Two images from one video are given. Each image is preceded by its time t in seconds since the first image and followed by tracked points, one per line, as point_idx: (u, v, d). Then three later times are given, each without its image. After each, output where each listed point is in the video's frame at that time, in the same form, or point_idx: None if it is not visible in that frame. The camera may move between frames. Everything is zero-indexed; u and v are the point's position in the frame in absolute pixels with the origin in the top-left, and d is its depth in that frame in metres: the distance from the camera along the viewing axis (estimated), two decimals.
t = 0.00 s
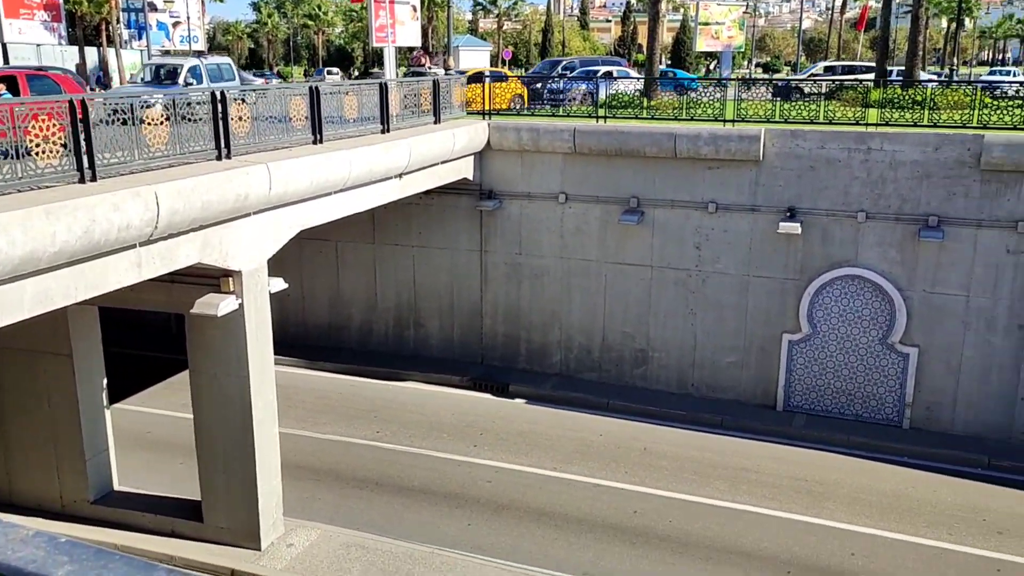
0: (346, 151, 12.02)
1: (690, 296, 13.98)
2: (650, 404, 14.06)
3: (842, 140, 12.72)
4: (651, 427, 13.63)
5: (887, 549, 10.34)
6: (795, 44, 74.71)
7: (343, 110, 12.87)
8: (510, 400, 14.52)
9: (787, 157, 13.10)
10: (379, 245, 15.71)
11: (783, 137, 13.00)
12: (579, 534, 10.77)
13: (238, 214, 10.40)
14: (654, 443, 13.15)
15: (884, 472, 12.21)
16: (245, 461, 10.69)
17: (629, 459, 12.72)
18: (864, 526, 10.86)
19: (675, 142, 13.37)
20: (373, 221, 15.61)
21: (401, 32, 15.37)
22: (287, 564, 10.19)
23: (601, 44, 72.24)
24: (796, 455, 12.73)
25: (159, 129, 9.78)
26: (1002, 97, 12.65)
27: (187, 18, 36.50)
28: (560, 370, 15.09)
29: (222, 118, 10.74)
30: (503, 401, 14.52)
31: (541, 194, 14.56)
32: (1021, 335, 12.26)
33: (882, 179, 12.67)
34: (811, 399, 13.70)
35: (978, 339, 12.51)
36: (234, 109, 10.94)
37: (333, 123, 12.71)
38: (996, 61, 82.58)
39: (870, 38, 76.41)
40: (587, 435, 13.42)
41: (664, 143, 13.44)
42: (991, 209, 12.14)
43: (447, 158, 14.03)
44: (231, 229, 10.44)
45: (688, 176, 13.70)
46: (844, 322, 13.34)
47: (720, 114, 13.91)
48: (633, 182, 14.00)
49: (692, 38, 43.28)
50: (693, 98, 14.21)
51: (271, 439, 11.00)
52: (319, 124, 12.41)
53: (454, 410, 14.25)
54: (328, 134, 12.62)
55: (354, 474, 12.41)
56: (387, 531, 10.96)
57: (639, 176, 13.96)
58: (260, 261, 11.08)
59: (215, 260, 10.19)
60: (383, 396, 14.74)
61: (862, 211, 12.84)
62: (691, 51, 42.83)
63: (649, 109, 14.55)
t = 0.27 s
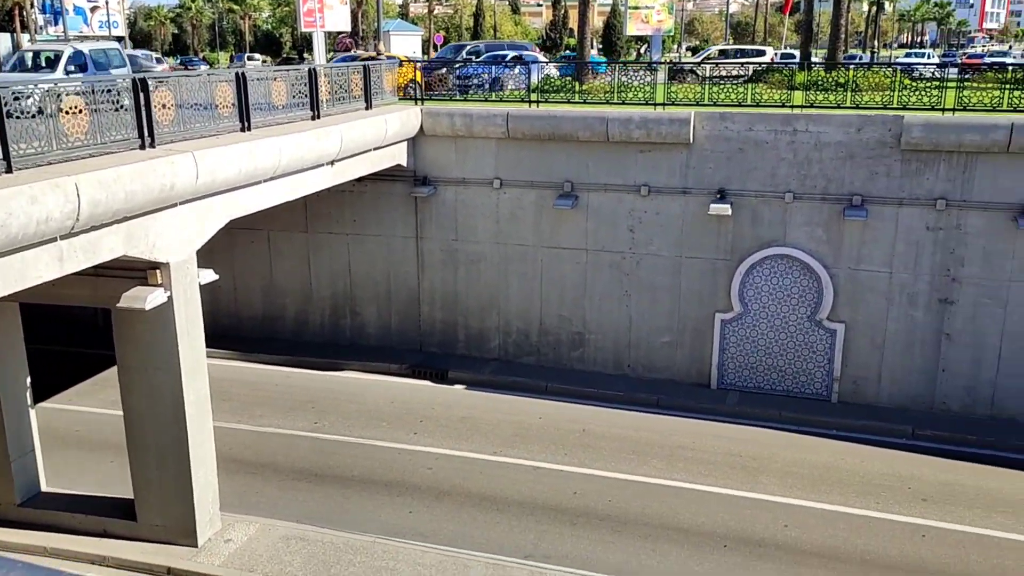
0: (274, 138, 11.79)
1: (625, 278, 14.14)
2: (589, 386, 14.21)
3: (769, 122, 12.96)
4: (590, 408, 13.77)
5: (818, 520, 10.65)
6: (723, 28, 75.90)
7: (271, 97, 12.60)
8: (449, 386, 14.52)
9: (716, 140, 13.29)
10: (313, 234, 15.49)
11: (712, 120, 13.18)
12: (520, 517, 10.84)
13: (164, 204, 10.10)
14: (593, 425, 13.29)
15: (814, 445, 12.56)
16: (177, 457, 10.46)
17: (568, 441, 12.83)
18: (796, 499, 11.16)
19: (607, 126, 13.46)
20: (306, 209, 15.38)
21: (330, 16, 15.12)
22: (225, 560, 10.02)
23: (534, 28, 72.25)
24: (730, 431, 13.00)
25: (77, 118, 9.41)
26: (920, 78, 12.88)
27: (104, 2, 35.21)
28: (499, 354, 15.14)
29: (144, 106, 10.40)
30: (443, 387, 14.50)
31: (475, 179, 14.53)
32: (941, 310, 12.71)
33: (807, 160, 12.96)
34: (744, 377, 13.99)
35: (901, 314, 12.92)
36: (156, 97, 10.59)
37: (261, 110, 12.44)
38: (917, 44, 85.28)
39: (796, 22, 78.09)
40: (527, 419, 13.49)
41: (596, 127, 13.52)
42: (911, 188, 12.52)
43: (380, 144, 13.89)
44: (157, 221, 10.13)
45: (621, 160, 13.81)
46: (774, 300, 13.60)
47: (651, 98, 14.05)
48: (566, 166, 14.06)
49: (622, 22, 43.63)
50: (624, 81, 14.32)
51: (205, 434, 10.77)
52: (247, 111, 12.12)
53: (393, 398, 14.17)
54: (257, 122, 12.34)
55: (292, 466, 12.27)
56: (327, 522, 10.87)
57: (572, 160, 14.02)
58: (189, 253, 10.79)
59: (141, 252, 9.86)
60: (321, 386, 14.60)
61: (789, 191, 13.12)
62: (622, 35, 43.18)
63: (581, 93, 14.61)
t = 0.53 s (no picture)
0: (179, 128, 11.39)
1: (544, 264, 14.23)
2: (511, 372, 14.29)
3: (679, 107, 13.18)
4: (513, 395, 13.85)
5: (737, 494, 10.97)
6: (632, 13, 76.87)
7: (175, 88, 12.15)
8: (371, 378, 14.40)
9: (629, 125, 13.45)
10: (226, 227, 15.11)
11: (625, 106, 13.33)
12: (445, 506, 10.83)
13: (64, 200, 9.59)
14: (517, 411, 13.36)
15: (731, 421, 12.92)
16: (86, 464, 10.04)
17: (492, 428, 12.88)
18: (716, 475, 11.47)
19: (522, 113, 13.47)
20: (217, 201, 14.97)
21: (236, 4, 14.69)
22: (141, 566, 9.70)
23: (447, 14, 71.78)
24: (650, 411, 13.26)
25: None
26: (822, 62, 13.23)
27: None
28: (421, 344, 15.09)
29: (38, 97, 9.80)
30: (365, 379, 14.36)
31: (391, 168, 14.38)
32: (846, 286, 13.20)
33: (717, 144, 13.23)
34: (662, 357, 14.27)
35: (809, 291, 13.38)
36: (51, 87, 10.00)
37: (164, 101, 11.96)
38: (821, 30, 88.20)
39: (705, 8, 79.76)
40: (450, 408, 13.47)
41: (511, 114, 13.53)
42: (816, 169, 12.92)
43: (291, 134, 13.62)
44: (57, 218, 9.63)
45: (536, 146, 13.85)
46: (689, 281, 13.89)
47: (564, 84, 14.12)
48: (482, 153, 14.03)
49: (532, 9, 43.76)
50: (537, 68, 14.34)
51: (117, 437, 10.36)
52: (149, 102, 11.64)
53: (314, 393, 13.96)
54: (160, 113, 11.87)
55: (210, 466, 11.96)
56: (247, 521, 10.64)
57: (488, 148, 14.00)
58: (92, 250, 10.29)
59: (40, 251, 9.32)
60: (239, 384, 14.27)
61: (701, 174, 13.39)
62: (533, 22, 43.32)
63: (495, 80, 14.57)
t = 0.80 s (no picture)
0: (59, 126, 10.66)
1: (449, 256, 14.17)
2: (420, 366, 14.21)
3: (578, 97, 13.30)
4: (422, 388, 13.76)
5: (646, 476, 11.21)
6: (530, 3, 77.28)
7: (54, 81, 11.31)
8: (276, 378, 14.07)
9: (529, 116, 13.49)
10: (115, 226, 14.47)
11: (525, 97, 13.36)
12: (357, 504, 10.66)
13: None
14: (428, 405, 13.28)
15: (639, 404, 13.18)
16: None
17: (402, 423, 12.76)
18: (625, 458, 11.69)
19: (422, 104, 13.34)
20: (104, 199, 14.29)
21: None
22: None
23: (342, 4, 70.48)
24: (559, 398, 13.41)
25: None
26: (714, 52, 13.58)
27: None
28: (327, 341, 14.83)
29: None
30: (270, 380, 14.02)
31: (289, 162, 14.04)
32: (743, 269, 13.64)
33: (616, 133, 13.42)
34: (569, 345, 14.44)
35: (708, 275, 13.76)
36: None
37: (42, 95, 11.07)
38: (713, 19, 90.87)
39: None
40: (359, 405, 13.28)
41: (411, 106, 13.37)
42: (711, 156, 13.28)
43: (182, 129, 13.09)
44: None
45: (437, 138, 13.76)
46: (593, 269, 14.07)
47: (463, 75, 14.05)
48: (383, 146, 13.85)
49: None
50: (435, 59, 14.22)
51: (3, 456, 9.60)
52: (26, 97, 10.75)
53: (216, 396, 13.52)
54: (37, 108, 10.99)
55: (106, 477, 11.40)
56: (148, 532, 10.16)
57: (389, 140, 13.83)
58: None
59: None
60: (135, 390, 13.68)
61: (601, 163, 13.56)
62: (427, 12, 43.05)
63: (393, 71, 14.37)
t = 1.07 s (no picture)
0: None
1: (344, 257, 13.88)
2: (319, 370, 13.87)
3: (469, 92, 13.22)
4: (322, 392, 13.43)
5: (551, 468, 11.25)
6: None
7: None
8: (165, 390, 13.48)
9: (421, 111, 13.32)
10: None
11: (416, 92, 13.19)
12: (257, 514, 10.27)
13: None
14: (328, 409, 12.96)
15: (542, 397, 13.23)
16: None
17: (302, 429, 12.41)
18: (530, 451, 11.70)
19: (310, 101, 12.99)
20: None
21: None
22: None
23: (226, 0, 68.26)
24: (462, 396, 13.32)
25: None
26: (601, 45, 13.74)
27: None
28: (219, 348, 14.32)
29: None
30: (159, 392, 13.42)
31: (171, 164, 13.45)
32: (637, 259, 13.88)
33: (509, 127, 13.41)
34: (470, 341, 14.36)
35: (605, 266, 13.94)
36: None
37: None
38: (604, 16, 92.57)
39: None
40: (256, 413, 12.84)
41: (298, 103, 13.00)
42: (603, 148, 13.44)
43: (52, 132, 12.22)
44: None
45: (328, 136, 13.44)
46: (491, 265, 14.03)
47: (352, 71, 13.76)
48: (271, 145, 13.44)
49: None
50: (322, 55, 13.88)
51: None
52: None
53: (101, 412, 12.82)
54: None
55: None
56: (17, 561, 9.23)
57: (277, 139, 13.42)
58: None
59: None
60: (10, 410, 12.83)
61: (495, 158, 13.53)
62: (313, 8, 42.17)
63: (278, 68, 13.95)
